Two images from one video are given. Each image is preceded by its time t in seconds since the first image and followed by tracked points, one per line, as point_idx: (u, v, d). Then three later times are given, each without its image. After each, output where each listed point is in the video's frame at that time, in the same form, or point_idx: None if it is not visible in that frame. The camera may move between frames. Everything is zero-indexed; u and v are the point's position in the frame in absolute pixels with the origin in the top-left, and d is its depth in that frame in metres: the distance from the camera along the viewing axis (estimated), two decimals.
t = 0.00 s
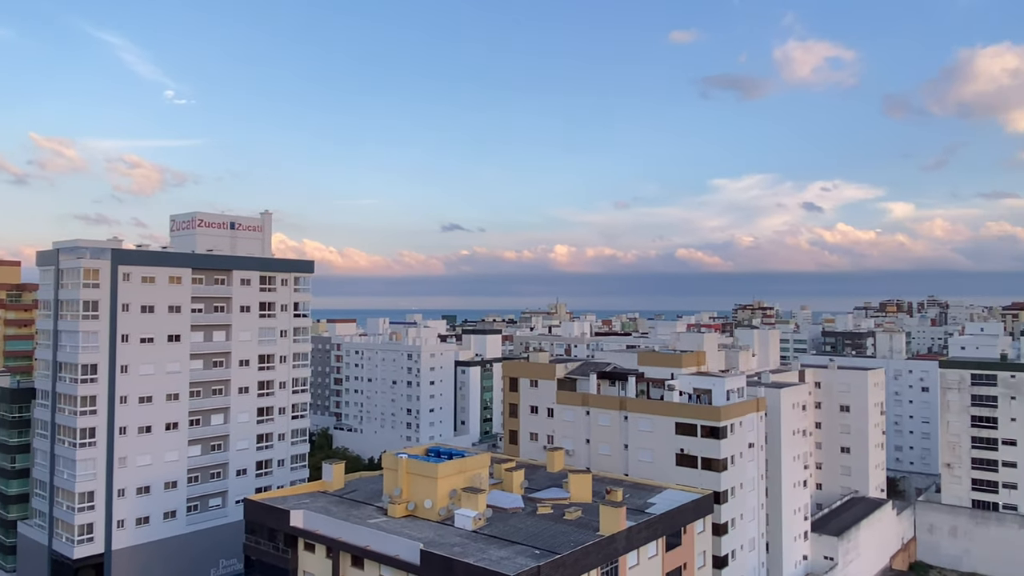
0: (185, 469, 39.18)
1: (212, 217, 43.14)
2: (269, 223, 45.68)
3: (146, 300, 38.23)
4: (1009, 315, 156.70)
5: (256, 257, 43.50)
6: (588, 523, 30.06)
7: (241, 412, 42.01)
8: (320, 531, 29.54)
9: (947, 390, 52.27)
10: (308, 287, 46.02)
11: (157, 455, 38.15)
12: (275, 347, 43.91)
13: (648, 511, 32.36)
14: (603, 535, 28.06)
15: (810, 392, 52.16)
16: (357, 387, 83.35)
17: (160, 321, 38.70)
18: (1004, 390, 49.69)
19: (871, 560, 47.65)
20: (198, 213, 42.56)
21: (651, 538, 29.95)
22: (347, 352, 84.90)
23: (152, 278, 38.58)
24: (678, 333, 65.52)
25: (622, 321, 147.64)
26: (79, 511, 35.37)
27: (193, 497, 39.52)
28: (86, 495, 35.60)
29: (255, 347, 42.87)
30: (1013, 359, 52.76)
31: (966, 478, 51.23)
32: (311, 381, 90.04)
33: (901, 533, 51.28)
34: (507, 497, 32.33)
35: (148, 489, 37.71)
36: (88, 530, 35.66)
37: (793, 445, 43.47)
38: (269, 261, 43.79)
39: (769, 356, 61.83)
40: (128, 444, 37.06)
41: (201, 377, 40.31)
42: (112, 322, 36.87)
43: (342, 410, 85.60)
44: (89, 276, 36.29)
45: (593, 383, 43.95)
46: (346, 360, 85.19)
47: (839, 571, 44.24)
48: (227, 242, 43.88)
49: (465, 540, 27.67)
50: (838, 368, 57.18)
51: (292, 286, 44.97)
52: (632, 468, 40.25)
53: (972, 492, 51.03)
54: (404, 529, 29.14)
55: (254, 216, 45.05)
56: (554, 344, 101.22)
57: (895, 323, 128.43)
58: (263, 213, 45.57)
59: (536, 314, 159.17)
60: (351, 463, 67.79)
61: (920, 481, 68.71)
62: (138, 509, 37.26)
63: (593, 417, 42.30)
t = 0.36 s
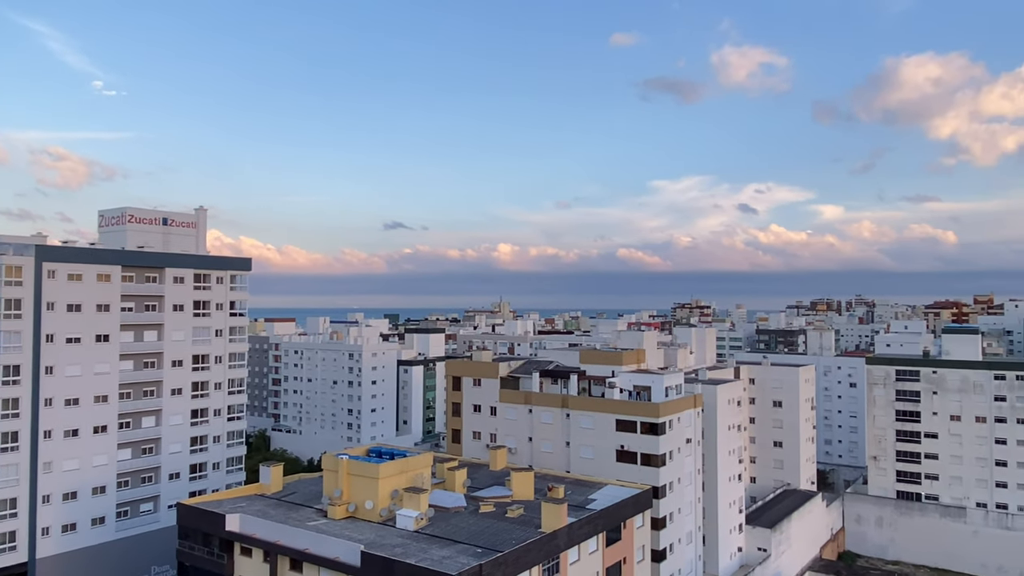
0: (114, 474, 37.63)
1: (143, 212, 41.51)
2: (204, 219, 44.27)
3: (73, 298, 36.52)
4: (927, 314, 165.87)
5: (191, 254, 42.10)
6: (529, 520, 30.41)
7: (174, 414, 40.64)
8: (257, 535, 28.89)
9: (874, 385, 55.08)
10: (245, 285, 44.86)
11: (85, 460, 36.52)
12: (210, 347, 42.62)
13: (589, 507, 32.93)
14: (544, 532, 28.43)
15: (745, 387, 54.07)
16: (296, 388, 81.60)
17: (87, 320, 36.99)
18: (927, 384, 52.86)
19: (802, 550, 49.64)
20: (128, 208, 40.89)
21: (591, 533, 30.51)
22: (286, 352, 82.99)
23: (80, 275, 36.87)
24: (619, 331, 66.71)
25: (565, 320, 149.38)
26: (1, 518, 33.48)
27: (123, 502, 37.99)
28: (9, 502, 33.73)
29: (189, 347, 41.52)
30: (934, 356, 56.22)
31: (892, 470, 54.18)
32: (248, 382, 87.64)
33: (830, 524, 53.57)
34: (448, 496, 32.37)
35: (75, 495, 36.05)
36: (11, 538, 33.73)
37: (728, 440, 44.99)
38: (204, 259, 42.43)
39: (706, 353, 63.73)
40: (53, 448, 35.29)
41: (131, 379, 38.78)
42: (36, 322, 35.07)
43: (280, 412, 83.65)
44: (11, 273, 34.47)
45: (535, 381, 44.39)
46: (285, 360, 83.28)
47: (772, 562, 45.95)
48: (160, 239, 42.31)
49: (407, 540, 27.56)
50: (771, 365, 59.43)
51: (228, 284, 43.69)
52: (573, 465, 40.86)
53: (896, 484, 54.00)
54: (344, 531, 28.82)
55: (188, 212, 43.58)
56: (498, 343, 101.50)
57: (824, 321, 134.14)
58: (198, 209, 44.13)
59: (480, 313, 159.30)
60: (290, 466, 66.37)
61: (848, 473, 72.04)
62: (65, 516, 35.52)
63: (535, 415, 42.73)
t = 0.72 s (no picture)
0: (41, 481, 35.91)
1: (72, 208, 39.74)
2: (137, 216, 42.69)
3: None
4: (856, 314, 173.79)
5: (123, 252, 40.55)
6: (474, 520, 30.58)
7: (105, 418, 39.03)
8: (193, 542, 28.13)
9: (807, 382, 57.66)
10: (181, 284, 43.51)
11: (9, 467, 34.69)
12: (144, 348, 41.15)
13: (533, 506, 33.32)
14: (489, 531, 28.65)
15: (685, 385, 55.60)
16: (235, 390, 79.44)
17: (12, 320, 35.18)
18: (857, 382, 55.60)
19: (739, 543, 51.28)
20: (56, 204, 39.06)
21: (535, 532, 30.92)
22: (224, 353, 80.67)
23: (3, 274, 35.03)
24: (563, 331, 67.50)
25: (510, 320, 150.31)
26: None
27: (50, 510, 36.29)
28: None
29: (121, 348, 39.97)
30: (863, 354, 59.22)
31: (824, 465, 56.68)
32: (184, 385, 84.83)
33: (766, 517, 55.54)
34: (392, 498, 32.23)
35: None
36: None
37: (669, 437, 46.20)
38: (137, 257, 40.98)
39: (647, 352, 65.20)
40: None
41: (59, 382, 37.08)
42: None
43: (218, 415, 81.27)
44: None
45: (480, 381, 44.56)
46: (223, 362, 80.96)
47: (710, 555, 47.35)
48: (90, 236, 40.58)
49: (349, 543, 27.33)
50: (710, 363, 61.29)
51: (163, 284, 42.30)
52: (518, 464, 41.22)
53: (828, 478, 56.53)
54: (284, 535, 28.35)
55: (121, 209, 41.94)
56: (443, 343, 101.20)
57: (761, 321, 138.96)
58: (131, 205, 42.51)
59: (425, 313, 158.41)
60: (228, 470, 64.61)
61: (782, 468, 74.81)
62: None
63: (480, 415, 42.89)
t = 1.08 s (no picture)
0: None
1: (6, 204, 38.07)
2: (77, 212, 41.17)
3: None
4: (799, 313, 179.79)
5: (62, 250, 39.06)
6: (425, 521, 30.61)
7: (42, 421, 37.51)
8: (135, 548, 27.37)
9: (754, 380, 59.52)
10: (123, 283, 42.17)
11: None
12: (83, 349, 39.74)
13: (485, 505, 33.54)
14: (440, 532, 28.73)
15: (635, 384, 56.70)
16: (179, 392, 77.24)
17: None
18: (800, 379, 57.71)
19: (687, 538, 52.50)
20: None
21: (487, 531, 31.15)
22: (167, 354, 78.32)
23: None
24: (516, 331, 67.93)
25: (463, 319, 150.05)
26: None
27: None
28: None
29: (59, 349, 38.50)
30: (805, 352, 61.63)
31: (769, 460, 58.60)
32: (125, 387, 82.04)
33: (713, 512, 57.04)
34: (342, 500, 31.99)
35: None
36: None
37: (619, 435, 47.04)
38: (76, 255, 39.56)
39: (599, 351, 66.22)
40: None
41: None
42: None
43: (161, 417, 78.89)
44: None
45: (433, 381, 44.52)
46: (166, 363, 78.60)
47: (659, 551, 48.38)
48: (26, 233, 38.97)
49: (298, 547, 27.03)
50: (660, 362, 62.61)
51: (103, 282, 40.97)
52: (470, 464, 41.35)
53: (773, 473, 58.49)
54: (231, 540, 27.85)
55: (59, 205, 40.39)
56: (395, 343, 100.51)
57: (709, 320, 142.50)
58: (70, 201, 40.97)
59: (376, 313, 156.99)
60: (172, 474, 62.82)
61: (729, 464, 76.93)
62: None
63: (432, 415, 42.86)
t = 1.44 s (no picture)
0: None
1: None
2: (18, 209, 39.68)
3: None
4: (750, 313, 184.45)
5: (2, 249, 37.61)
6: (381, 523, 30.61)
7: None
8: (80, 555, 26.66)
9: (707, 378, 61.10)
10: (68, 283, 40.84)
11: None
12: (25, 351, 38.36)
13: (442, 506, 33.69)
14: (397, 534, 28.77)
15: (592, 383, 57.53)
16: (126, 395, 75.00)
17: None
18: (752, 377, 59.45)
19: (642, 536, 53.49)
20: None
21: (444, 532, 31.28)
22: (114, 356, 75.96)
23: None
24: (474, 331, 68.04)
25: (421, 320, 149.29)
26: None
27: None
28: None
29: None
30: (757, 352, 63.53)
31: (721, 458, 60.24)
32: (69, 390, 79.30)
33: (668, 510, 58.24)
34: (295, 503, 31.71)
35: None
36: None
37: (576, 434, 47.68)
38: (17, 254, 38.12)
39: (556, 351, 66.93)
40: None
41: None
42: None
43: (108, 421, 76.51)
44: None
45: (389, 382, 44.37)
46: (113, 365, 76.21)
47: (615, 548, 49.19)
48: None
49: (250, 552, 26.74)
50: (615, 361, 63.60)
51: (46, 282, 39.61)
52: (427, 465, 41.38)
53: (725, 470, 60.14)
54: (181, 546, 27.39)
55: None
56: (351, 343, 99.57)
57: (664, 320, 145.14)
58: (11, 198, 39.46)
59: (332, 313, 155.20)
60: (119, 479, 61.05)
61: (683, 461, 78.57)
62: None
63: (389, 417, 42.72)
